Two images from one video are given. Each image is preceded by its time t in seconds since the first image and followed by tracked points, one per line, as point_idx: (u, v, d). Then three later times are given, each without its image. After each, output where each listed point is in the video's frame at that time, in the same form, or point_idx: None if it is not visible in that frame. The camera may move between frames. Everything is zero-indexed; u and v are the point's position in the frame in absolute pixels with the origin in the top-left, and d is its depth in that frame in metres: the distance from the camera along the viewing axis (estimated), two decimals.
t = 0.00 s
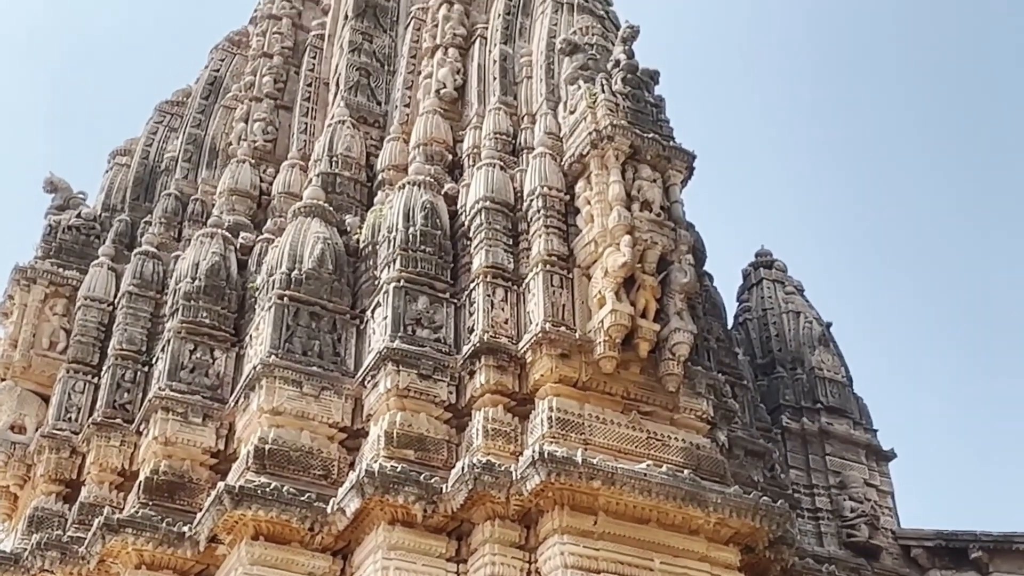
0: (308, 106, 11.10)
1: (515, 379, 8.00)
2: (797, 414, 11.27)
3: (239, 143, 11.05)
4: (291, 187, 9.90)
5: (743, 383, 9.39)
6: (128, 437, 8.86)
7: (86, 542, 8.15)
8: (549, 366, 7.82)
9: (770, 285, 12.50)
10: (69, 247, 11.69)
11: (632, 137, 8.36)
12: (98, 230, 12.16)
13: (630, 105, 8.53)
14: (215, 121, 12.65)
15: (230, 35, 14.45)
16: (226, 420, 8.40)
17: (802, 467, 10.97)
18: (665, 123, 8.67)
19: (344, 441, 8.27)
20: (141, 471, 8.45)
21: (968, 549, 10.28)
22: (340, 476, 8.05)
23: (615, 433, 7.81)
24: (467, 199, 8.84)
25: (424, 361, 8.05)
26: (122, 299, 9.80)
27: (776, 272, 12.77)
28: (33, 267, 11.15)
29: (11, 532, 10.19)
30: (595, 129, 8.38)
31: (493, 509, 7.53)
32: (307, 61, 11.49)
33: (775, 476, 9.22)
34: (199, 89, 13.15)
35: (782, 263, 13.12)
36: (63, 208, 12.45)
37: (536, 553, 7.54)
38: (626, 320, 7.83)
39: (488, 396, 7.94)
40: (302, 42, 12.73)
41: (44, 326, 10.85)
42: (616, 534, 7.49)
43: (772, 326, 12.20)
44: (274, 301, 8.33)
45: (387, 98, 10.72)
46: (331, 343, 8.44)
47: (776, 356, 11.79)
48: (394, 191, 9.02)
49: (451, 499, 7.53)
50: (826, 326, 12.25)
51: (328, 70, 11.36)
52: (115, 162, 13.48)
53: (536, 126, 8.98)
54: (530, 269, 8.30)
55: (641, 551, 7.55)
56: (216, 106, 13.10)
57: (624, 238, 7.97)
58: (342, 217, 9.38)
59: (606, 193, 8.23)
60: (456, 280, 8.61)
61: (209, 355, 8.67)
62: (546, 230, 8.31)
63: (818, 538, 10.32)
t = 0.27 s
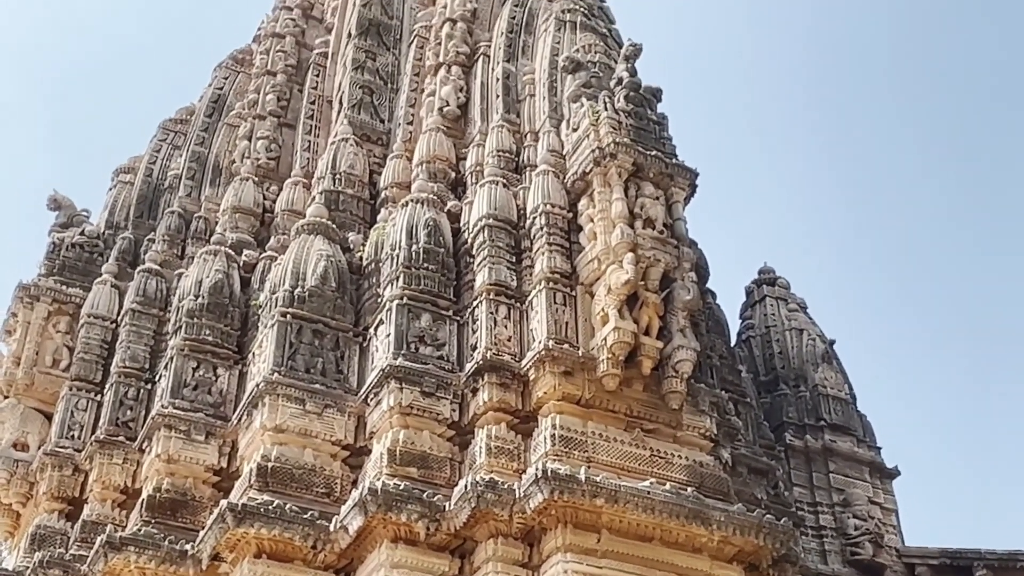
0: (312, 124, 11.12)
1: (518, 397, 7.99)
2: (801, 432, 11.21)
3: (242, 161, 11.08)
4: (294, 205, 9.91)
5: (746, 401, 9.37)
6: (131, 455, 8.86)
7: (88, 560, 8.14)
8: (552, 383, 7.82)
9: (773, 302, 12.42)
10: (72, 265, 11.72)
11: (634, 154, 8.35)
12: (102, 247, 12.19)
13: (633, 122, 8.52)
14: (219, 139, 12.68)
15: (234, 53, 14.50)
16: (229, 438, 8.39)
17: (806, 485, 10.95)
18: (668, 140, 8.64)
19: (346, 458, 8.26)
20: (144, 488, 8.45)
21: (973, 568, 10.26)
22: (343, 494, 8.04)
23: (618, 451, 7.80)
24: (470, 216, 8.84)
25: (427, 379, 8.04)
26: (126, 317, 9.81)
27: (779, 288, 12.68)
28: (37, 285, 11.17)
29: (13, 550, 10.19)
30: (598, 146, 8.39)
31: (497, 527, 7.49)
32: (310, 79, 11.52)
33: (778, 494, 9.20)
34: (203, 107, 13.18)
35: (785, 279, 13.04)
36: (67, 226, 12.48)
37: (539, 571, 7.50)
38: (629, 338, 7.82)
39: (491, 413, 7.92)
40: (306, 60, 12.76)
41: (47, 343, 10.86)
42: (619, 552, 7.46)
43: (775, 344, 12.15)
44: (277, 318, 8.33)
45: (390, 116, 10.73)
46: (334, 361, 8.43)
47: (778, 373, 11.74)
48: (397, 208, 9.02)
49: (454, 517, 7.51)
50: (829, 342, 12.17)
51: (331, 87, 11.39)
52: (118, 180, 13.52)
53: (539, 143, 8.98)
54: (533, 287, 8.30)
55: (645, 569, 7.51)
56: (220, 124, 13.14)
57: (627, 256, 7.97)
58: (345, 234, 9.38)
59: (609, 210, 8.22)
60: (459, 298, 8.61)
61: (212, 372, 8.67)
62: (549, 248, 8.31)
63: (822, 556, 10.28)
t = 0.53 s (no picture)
0: (315, 144, 11.15)
1: (521, 417, 7.98)
2: (805, 452, 11.17)
3: (246, 181, 11.10)
4: (298, 225, 9.91)
5: (750, 420, 9.37)
6: (134, 475, 8.85)
7: None
8: (555, 404, 7.80)
9: (777, 321, 12.41)
10: (76, 285, 11.73)
11: (638, 174, 8.34)
12: (106, 267, 12.21)
13: (636, 142, 8.52)
14: (223, 159, 12.71)
15: (238, 74, 14.57)
16: (233, 458, 8.38)
17: (811, 505, 10.92)
18: (672, 160, 8.66)
19: (350, 479, 8.25)
20: (147, 508, 8.43)
21: None
22: (346, 514, 8.02)
23: (622, 471, 7.78)
24: (473, 236, 8.85)
25: (431, 399, 8.03)
26: (129, 337, 9.82)
27: (782, 308, 12.66)
28: (41, 305, 11.19)
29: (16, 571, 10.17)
30: (602, 166, 8.40)
31: (500, 547, 7.41)
32: (314, 99, 11.54)
33: (783, 514, 9.17)
34: (207, 127, 13.23)
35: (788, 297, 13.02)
36: (71, 246, 12.51)
37: None
38: (633, 358, 7.82)
39: (495, 434, 7.91)
40: (310, 81, 12.79)
41: (51, 363, 10.86)
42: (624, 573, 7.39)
43: (779, 363, 12.09)
44: (281, 338, 8.33)
45: (394, 136, 10.74)
46: (337, 381, 8.42)
47: (783, 393, 11.68)
48: (400, 228, 9.02)
49: (458, 537, 7.47)
50: (833, 361, 12.12)
51: (335, 108, 11.41)
52: (123, 200, 13.55)
53: (543, 163, 8.99)
54: (537, 307, 8.29)
55: None
56: (224, 144, 13.17)
57: (631, 275, 7.96)
58: (349, 255, 9.38)
59: (612, 230, 8.22)
60: (463, 318, 8.60)
61: (216, 392, 8.67)
62: (553, 267, 8.31)
63: None
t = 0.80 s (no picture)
0: (319, 166, 11.17)
1: (525, 440, 7.97)
2: (809, 474, 11.09)
3: (250, 203, 11.12)
4: (301, 247, 9.91)
5: (754, 443, 9.34)
6: (137, 498, 8.84)
7: None
8: (559, 426, 7.78)
9: (781, 343, 12.36)
10: (80, 307, 11.74)
11: (641, 197, 8.35)
12: (109, 289, 12.22)
13: (640, 165, 8.53)
14: (227, 182, 12.74)
15: (242, 96, 14.62)
16: (236, 480, 8.33)
17: (815, 529, 10.88)
18: (675, 183, 8.66)
19: (353, 501, 8.23)
20: (150, 531, 8.40)
21: None
22: (349, 537, 7.98)
23: (626, 494, 7.76)
24: (477, 258, 8.85)
25: (434, 421, 8.02)
26: (133, 359, 9.82)
27: (786, 330, 12.61)
28: (44, 327, 11.21)
29: None
30: (605, 189, 8.40)
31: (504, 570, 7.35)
32: (318, 122, 11.57)
33: (787, 537, 9.13)
34: (211, 150, 13.28)
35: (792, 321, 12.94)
36: (75, 267, 12.53)
37: None
38: (636, 380, 7.81)
39: (498, 456, 7.90)
40: (314, 104, 12.83)
41: (54, 385, 10.86)
42: None
43: (783, 386, 12.03)
44: (284, 360, 8.32)
45: (397, 159, 10.76)
46: (340, 403, 8.41)
47: (787, 416, 11.62)
48: (404, 250, 9.03)
49: (461, 560, 7.42)
50: (838, 385, 12.03)
51: (339, 130, 11.44)
52: (127, 223, 13.58)
53: (546, 186, 9.00)
54: (540, 329, 8.29)
55: None
56: (228, 167, 13.20)
57: (635, 297, 7.96)
58: (352, 277, 9.38)
59: (616, 252, 8.22)
60: (466, 340, 8.59)
61: (219, 415, 8.66)
62: (556, 290, 8.30)
63: None
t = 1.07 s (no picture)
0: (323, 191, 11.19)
1: (529, 464, 7.93)
2: (814, 499, 11.05)
3: (254, 228, 11.15)
4: (305, 271, 9.92)
5: (758, 467, 9.33)
6: (140, 522, 8.85)
7: None
8: (563, 451, 7.75)
9: (785, 368, 12.29)
10: (84, 331, 11.77)
11: (645, 222, 8.35)
12: (113, 313, 12.24)
13: (643, 189, 8.53)
14: (231, 206, 12.77)
15: (247, 121, 14.69)
16: (239, 505, 8.33)
17: (820, 554, 10.84)
18: (678, 207, 8.66)
19: (356, 526, 8.20)
20: (153, 556, 8.38)
21: None
22: (352, 562, 7.95)
23: (630, 519, 7.74)
24: (480, 283, 8.85)
25: (438, 446, 8.00)
26: (136, 383, 9.80)
27: (790, 354, 12.55)
28: (48, 351, 11.22)
29: None
30: (608, 214, 8.41)
31: None
32: (322, 146, 11.60)
33: (792, 562, 9.10)
34: (214, 175, 13.38)
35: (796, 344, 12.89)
36: (78, 291, 12.54)
37: None
38: (640, 405, 7.79)
39: (502, 481, 7.87)
40: (318, 128, 12.87)
41: (58, 410, 10.87)
42: None
43: (787, 411, 11.97)
44: (287, 385, 8.31)
45: (401, 183, 10.77)
46: (344, 428, 8.39)
47: (792, 441, 11.56)
48: (407, 275, 9.03)
49: None
50: (843, 409, 11.97)
51: (343, 155, 11.46)
52: (130, 247, 13.61)
53: (549, 211, 9.00)
54: (544, 353, 8.28)
55: None
56: (232, 192, 13.22)
57: (639, 321, 7.95)
58: (356, 301, 9.39)
59: (619, 277, 8.22)
60: (470, 364, 8.59)
61: (222, 439, 8.65)
62: (560, 314, 8.30)
63: None
